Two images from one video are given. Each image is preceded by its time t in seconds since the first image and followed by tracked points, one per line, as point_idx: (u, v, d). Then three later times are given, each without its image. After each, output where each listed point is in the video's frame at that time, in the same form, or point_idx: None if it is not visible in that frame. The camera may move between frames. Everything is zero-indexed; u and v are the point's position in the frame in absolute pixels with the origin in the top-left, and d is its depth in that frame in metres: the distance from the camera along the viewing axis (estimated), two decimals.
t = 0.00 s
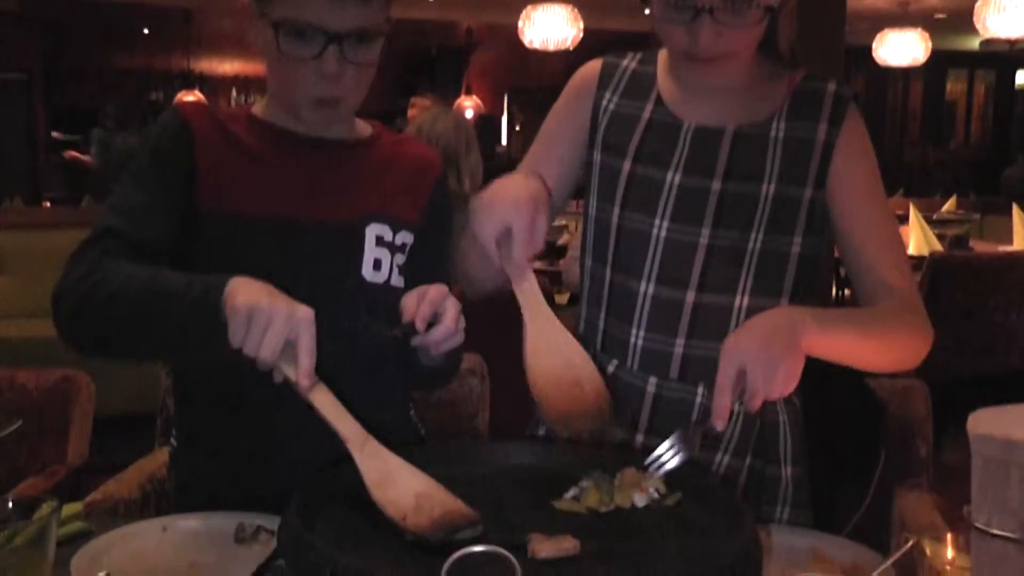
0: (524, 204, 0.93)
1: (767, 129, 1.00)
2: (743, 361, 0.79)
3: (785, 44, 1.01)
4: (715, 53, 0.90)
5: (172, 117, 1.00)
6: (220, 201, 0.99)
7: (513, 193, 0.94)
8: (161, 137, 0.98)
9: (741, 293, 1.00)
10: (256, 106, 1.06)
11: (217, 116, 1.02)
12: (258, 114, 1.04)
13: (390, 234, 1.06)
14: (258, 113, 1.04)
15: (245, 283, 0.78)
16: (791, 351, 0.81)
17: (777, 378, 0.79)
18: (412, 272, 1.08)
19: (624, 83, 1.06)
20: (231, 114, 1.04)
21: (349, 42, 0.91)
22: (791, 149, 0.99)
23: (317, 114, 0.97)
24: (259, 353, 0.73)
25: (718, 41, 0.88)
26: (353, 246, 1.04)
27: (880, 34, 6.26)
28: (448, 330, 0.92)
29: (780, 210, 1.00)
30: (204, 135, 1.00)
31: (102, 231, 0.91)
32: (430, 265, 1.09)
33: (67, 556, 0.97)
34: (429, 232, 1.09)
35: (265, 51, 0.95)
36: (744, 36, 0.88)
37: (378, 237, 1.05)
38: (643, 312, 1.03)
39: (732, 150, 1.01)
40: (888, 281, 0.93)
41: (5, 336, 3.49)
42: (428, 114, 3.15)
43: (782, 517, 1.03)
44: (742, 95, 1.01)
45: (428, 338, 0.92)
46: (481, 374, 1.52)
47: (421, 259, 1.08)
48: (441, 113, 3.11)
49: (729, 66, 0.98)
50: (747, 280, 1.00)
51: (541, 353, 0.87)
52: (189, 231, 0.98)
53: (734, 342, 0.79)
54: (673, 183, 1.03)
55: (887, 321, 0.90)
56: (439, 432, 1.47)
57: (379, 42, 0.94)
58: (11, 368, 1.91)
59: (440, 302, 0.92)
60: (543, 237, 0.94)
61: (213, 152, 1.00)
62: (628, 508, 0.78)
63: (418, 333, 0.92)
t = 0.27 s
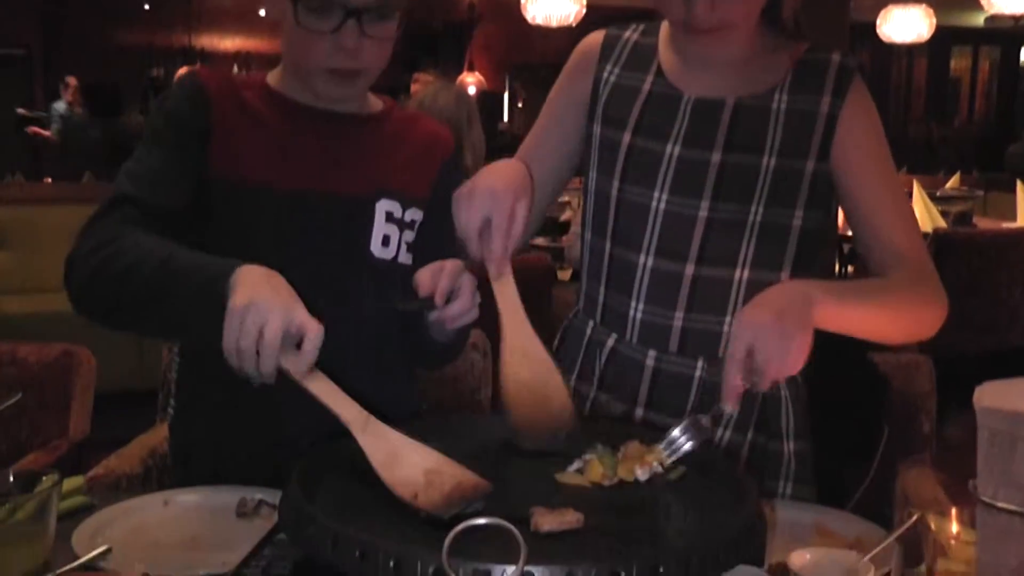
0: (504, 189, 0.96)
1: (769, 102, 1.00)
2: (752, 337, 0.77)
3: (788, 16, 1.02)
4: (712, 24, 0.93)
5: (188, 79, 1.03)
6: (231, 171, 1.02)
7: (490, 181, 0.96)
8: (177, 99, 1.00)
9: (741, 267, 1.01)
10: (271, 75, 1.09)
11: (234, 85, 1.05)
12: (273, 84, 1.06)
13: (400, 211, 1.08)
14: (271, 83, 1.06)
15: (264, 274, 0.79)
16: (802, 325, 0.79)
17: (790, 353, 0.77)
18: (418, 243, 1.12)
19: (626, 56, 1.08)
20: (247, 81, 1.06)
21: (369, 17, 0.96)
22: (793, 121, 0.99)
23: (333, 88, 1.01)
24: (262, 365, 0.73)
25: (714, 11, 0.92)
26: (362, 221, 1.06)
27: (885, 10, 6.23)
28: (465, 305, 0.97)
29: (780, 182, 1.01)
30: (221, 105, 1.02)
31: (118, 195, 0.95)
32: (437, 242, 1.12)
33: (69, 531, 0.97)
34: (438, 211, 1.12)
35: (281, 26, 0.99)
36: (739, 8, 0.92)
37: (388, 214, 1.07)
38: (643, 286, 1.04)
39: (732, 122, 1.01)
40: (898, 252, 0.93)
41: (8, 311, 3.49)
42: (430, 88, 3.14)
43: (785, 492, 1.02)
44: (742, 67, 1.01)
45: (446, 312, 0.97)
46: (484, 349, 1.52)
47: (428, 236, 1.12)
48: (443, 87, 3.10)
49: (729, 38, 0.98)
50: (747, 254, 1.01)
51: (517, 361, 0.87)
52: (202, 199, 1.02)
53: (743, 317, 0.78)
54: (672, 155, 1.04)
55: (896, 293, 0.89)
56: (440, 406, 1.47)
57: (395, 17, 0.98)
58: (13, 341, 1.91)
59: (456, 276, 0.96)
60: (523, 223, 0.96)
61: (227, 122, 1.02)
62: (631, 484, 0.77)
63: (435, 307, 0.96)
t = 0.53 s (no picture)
0: (509, 197, 0.92)
1: (766, 71, 1.00)
2: (723, 324, 0.77)
3: None
4: None
5: (191, 52, 1.03)
6: (239, 144, 1.03)
7: (496, 190, 0.93)
8: (178, 69, 1.01)
9: (740, 240, 1.01)
10: (274, 46, 1.10)
11: (239, 56, 1.06)
12: (277, 57, 1.07)
13: (404, 187, 1.09)
14: (275, 55, 1.07)
15: (254, 253, 0.78)
16: (775, 311, 0.78)
17: (760, 336, 0.77)
18: (421, 219, 1.12)
19: (620, 30, 1.07)
20: (252, 54, 1.08)
21: None
22: (791, 90, 0.99)
23: (339, 63, 1.04)
24: (257, 341, 0.71)
25: None
26: (366, 195, 1.07)
27: None
28: (476, 284, 0.96)
29: (779, 154, 1.00)
30: (225, 70, 1.03)
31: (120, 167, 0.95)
32: (440, 218, 1.13)
33: (69, 507, 0.97)
34: (441, 188, 1.13)
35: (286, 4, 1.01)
36: None
37: (391, 189, 1.08)
38: (643, 261, 1.03)
39: (730, 92, 1.01)
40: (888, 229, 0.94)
41: (14, 290, 3.48)
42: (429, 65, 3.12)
43: (788, 465, 1.03)
44: (738, 37, 1.01)
45: (457, 291, 0.97)
46: (486, 325, 1.51)
47: (431, 212, 1.13)
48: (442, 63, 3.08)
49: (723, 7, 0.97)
50: (746, 227, 1.01)
51: (553, 352, 0.85)
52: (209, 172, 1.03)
53: (717, 301, 0.77)
54: (671, 129, 1.03)
55: (881, 268, 0.89)
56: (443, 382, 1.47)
57: None
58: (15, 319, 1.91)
59: (466, 257, 0.96)
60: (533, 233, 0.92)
61: (233, 92, 1.03)
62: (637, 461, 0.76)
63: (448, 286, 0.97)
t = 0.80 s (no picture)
0: (499, 145, 0.93)
1: (758, 44, 0.99)
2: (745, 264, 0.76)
3: None
4: None
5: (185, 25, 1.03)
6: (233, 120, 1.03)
7: (485, 140, 0.93)
8: (171, 41, 1.00)
9: (733, 214, 1.00)
10: (270, 20, 1.09)
11: (233, 30, 1.05)
12: (274, 32, 1.07)
13: (399, 163, 1.09)
14: (272, 30, 1.07)
15: (241, 242, 0.75)
16: (795, 254, 0.78)
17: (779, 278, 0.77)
18: (417, 195, 1.11)
19: (610, 3, 1.05)
20: (246, 28, 1.07)
21: None
22: (783, 63, 0.98)
23: (336, 41, 1.03)
24: (248, 338, 0.70)
25: None
26: (359, 172, 1.06)
27: None
28: (468, 260, 0.96)
29: (773, 127, 0.99)
30: (220, 44, 1.02)
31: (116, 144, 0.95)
32: (436, 195, 1.12)
33: (61, 483, 0.97)
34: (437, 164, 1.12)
35: None
36: None
37: (387, 166, 1.08)
38: (635, 236, 1.03)
39: (721, 65, 1.00)
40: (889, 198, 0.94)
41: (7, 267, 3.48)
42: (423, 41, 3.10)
43: (782, 439, 1.03)
44: (729, 11, 1.00)
45: (447, 270, 0.96)
46: (481, 303, 1.50)
47: (426, 188, 1.12)
48: (437, 39, 3.06)
49: None
50: (739, 201, 1.00)
51: (547, 296, 0.87)
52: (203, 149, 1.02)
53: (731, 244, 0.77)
54: (662, 103, 1.02)
55: (881, 234, 0.89)
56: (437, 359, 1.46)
57: None
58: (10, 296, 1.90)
59: (457, 233, 0.94)
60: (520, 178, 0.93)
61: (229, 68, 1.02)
62: (631, 433, 0.75)
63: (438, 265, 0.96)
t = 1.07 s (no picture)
0: (483, 141, 0.91)
1: (754, 19, 0.98)
2: (745, 240, 0.76)
3: None
4: None
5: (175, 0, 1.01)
6: (221, 96, 1.01)
7: (468, 136, 0.92)
8: (159, 19, 0.99)
9: (728, 190, 1.00)
10: None
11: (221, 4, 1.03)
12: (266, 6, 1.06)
13: (391, 140, 1.08)
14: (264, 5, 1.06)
15: (223, 211, 0.75)
16: (791, 218, 0.78)
17: (784, 246, 0.76)
18: (410, 172, 1.11)
19: None
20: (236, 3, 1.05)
21: None
22: (779, 37, 0.98)
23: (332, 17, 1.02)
24: (236, 292, 0.69)
25: None
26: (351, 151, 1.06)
27: None
28: (462, 247, 0.94)
29: (768, 102, 0.99)
30: (210, 23, 1.01)
31: (96, 119, 0.94)
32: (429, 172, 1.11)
33: (53, 462, 0.96)
34: (431, 142, 1.12)
35: None
36: None
37: (378, 144, 1.07)
38: (627, 212, 1.03)
39: (717, 38, 0.99)
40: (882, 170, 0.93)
41: None
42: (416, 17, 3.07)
43: (776, 415, 1.04)
44: None
45: (440, 254, 0.94)
46: (475, 280, 1.49)
47: (419, 165, 1.11)
48: (430, 15, 3.03)
49: None
50: (735, 174, 1.00)
51: (503, 302, 0.83)
52: (193, 122, 1.02)
53: (732, 218, 0.77)
54: (656, 78, 1.01)
55: (876, 207, 0.89)
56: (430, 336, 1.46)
57: None
58: None
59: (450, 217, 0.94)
60: (507, 172, 0.91)
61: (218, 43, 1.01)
62: (626, 406, 0.75)
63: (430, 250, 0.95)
